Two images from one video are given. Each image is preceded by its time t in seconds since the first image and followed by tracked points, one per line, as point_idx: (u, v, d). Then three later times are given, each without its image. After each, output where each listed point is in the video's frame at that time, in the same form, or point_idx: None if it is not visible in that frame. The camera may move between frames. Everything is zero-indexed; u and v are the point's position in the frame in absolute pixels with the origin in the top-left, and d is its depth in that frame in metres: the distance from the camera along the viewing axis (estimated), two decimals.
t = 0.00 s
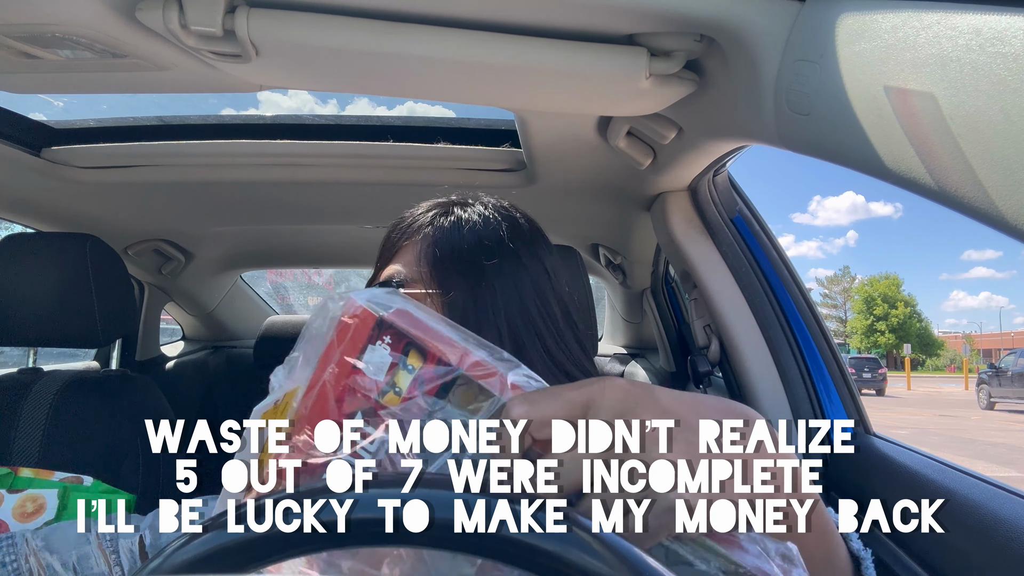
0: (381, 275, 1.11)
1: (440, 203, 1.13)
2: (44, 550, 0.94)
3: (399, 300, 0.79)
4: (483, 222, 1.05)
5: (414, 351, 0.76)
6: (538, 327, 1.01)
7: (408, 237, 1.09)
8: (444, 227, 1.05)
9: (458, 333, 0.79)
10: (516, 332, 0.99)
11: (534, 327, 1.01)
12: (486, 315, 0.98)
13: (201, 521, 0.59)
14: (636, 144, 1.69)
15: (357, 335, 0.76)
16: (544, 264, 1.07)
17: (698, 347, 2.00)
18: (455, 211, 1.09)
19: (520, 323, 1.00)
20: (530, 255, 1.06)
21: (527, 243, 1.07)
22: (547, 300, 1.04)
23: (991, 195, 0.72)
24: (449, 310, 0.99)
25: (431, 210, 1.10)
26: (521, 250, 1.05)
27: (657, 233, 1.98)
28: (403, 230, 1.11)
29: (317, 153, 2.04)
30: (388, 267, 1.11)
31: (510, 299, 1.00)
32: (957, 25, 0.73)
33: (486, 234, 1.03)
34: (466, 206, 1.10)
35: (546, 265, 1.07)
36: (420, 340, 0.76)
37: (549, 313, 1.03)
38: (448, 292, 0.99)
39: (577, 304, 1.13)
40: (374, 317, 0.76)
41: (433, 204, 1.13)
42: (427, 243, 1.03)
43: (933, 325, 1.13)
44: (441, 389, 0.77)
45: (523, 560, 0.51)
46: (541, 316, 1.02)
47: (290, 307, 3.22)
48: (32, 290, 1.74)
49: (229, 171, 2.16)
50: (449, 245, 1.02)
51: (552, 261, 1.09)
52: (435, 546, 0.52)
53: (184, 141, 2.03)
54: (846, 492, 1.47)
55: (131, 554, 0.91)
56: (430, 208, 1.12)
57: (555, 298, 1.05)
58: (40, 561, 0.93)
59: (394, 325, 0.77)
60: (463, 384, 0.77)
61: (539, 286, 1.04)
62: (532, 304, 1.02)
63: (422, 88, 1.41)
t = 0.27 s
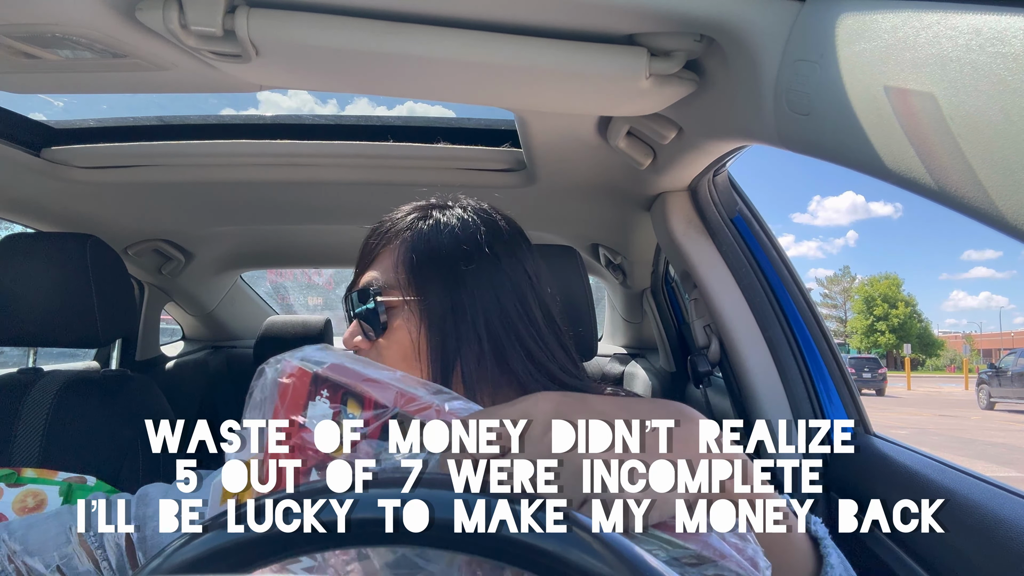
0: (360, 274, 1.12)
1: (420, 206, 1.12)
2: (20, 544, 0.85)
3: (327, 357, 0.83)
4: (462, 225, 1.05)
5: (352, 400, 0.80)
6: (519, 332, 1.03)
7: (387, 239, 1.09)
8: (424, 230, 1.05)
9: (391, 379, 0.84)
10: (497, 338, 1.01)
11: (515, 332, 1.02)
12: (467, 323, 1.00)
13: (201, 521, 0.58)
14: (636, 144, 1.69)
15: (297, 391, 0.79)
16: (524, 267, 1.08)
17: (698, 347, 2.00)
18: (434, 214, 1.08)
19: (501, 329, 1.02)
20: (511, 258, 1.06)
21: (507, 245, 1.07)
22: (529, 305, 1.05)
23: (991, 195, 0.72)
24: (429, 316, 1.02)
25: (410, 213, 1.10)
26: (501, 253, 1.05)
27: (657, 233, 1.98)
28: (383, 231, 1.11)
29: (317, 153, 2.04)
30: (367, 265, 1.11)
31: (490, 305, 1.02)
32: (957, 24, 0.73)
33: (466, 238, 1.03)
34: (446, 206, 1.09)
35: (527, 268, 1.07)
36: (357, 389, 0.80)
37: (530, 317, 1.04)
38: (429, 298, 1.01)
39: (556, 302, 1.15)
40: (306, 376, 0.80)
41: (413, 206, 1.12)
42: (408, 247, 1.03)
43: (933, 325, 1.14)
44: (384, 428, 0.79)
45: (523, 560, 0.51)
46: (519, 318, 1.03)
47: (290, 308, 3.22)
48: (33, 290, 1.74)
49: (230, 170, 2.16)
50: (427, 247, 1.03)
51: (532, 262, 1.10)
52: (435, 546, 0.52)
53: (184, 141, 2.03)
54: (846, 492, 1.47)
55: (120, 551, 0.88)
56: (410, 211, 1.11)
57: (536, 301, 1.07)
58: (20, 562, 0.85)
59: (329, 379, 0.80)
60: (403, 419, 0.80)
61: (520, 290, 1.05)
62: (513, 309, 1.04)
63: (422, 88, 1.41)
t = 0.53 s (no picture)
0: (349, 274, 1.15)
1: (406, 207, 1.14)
2: (25, 537, 0.84)
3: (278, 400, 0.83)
4: (448, 227, 1.06)
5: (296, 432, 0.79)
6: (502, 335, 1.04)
7: (374, 240, 1.12)
8: (410, 231, 1.07)
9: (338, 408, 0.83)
10: (478, 339, 1.02)
11: (496, 334, 1.03)
12: (448, 324, 1.02)
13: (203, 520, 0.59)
14: (636, 144, 1.69)
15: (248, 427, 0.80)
16: (511, 269, 1.09)
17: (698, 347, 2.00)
18: (420, 215, 1.10)
19: (482, 330, 1.03)
20: (496, 259, 1.07)
21: (493, 248, 1.08)
22: (513, 307, 1.06)
23: (991, 195, 0.72)
24: (411, 320, 1.03)
25: (398, 214, 1.12)
26: (487, 255, 1.06)
27: (657, 233, 1.99)
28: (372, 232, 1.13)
29: (317, 153, 2.04)
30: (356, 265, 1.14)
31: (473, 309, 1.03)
32: (957, 24, 0.73)
33: (451, 241, 1.05)
34: (433, 207, 1.12)
35: (513, 271, 1.09)
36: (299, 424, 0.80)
37: (513, 320, 1.06)
38: (412, 299, 1.03)
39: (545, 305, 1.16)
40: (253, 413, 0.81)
41: (401, 207, 1.15)
42: (393, 248, 1.06)
43: (932, 324, 1.14)
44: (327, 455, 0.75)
45: (523, 561, 0.51)
46: (503, 320, 1.05)
47: (289, 307, 3.22)
48: (33, 290, 1.74)
49: (229, 171, 2.16)
50: (411, 250, 1.04)
51: (519, 265, 1.11)
52: (435, 546, 0.52)
53: (184, 141, 2.03)
54: (846, 491, 1.47)
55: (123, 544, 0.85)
56: (398, 212, 1.13)
57: (521, 304, 1.08)
58: (19, 558, 0.83)
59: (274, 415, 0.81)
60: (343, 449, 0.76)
61: (504, 293, 1.06)
62: (496, 311, 1.05)
63: (422, 88, 1.41)
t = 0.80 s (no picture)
0: (339, 275, 1.20)
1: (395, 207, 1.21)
2: (15, 557, 0.95)
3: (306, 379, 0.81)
4: (440, 227, 1.13)
5: (313, 412, 0.76)
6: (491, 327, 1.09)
7: (365, 240, 1.18)
8: (402, 230, 1.13)
9: (358, 394, 0.80)
10: (468, 333, 1.07)
11: (485, 327, 1.08)
12: (440, 317, 1.07)
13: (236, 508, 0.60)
14: (636, 144, 1.69)
15: (272, 412, 0.79)
16: (499, 269, 1.16)
17: (698, 347, 2.00)
18: (411, 215, 1.17)
19: (474, 328, 1.08)
20: (485, 257, 1.14)
21: (482, 246, 1.16)
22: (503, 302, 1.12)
23: (991, 195, 0.72)
24: (403, 319, 1.08)
25: (389, 214, 1.19)
26: (476, 255, 1.13)
27: (657, 233, 1.99)
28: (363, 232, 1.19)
29: (317, 153, 2.04)
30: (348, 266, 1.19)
31: (464, 306, 1.08)
32: (957, 25, 0.73)
33: (443, 241, 1.11)
34: (423, 208, 1.19)
35: (503, 270, 1.15)
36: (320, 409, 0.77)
37: (502, 314, 1.11)
38: (406, 294, 1.07)
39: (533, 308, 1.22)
40: (280, 395, 0.79)
41: (390, 208, 1.22)
42: (386, 248, 1.12)
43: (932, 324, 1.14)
44: (343, 434, 0.74)
45: (531, 566, 0.48)
46: (494, 317, 1.10)
47: (290, 307, 3.23)
48: (33, 290, 1.74)
49: (229, 171, 2.16)
50: (404, 249, 1.10)
51: (506, 263, 1.18)
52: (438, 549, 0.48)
53: (184, 141, 2.03)
54: (847, 492, 1.47)
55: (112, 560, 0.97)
56: (388, 212, 1.20)
57: (509, 299, 1.14)
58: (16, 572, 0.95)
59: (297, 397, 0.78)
60: (359, 430, 0.75)
61: (494, 287, 1.12)
62: (485, 305, 1.11)
63: (422, 88, 1.41)
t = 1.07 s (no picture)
0: (366, 273, 1.44)
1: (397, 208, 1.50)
2: (20, 554, 1.06)
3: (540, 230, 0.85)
4: (453, 225, 1.46)
5: (541, 265, 0.82)
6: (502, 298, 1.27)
7: (389, 240, 1.43)
8: (419, 227, 1.43)
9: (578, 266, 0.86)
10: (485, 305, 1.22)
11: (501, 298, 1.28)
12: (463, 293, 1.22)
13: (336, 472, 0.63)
14: (636, 144, 1.69)
15: (505, 248, 0.82)
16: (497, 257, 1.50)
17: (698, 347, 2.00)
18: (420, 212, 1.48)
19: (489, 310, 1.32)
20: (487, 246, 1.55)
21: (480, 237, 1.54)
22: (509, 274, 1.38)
23: (990, 195, 0.72)
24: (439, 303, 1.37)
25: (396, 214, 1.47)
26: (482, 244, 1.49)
27: (657, 233, 1.99)
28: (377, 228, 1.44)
29: (317, 153, 2.04)
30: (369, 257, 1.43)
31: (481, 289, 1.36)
32: (957, 25, 0.73)
33: (458, 237, 1.45)
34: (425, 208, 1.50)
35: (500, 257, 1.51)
36: (551, 266, 0.82)
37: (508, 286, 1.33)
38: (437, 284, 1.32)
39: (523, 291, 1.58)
40: (519, 234, 0.82)
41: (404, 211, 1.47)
42: (415, 244, 1.41)
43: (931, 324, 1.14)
44: (557, 289, 0.82)
45: (525, 564, 0.48)
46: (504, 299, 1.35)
47: (290, 308, 3.29)
48: (33, 290, 1.73)
49: (229, 171, 2.16)
50: (430, 243, 1.41)
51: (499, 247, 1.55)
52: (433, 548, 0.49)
53: (184, 141, 2.03)
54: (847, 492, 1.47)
55: (114, 557, 1.09)
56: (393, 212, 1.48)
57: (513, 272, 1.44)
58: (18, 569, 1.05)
59: (532, 247, 0.82)
60: (571, 295, 0.83)
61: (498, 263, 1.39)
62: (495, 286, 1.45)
63: (422, 88, 1.41)
